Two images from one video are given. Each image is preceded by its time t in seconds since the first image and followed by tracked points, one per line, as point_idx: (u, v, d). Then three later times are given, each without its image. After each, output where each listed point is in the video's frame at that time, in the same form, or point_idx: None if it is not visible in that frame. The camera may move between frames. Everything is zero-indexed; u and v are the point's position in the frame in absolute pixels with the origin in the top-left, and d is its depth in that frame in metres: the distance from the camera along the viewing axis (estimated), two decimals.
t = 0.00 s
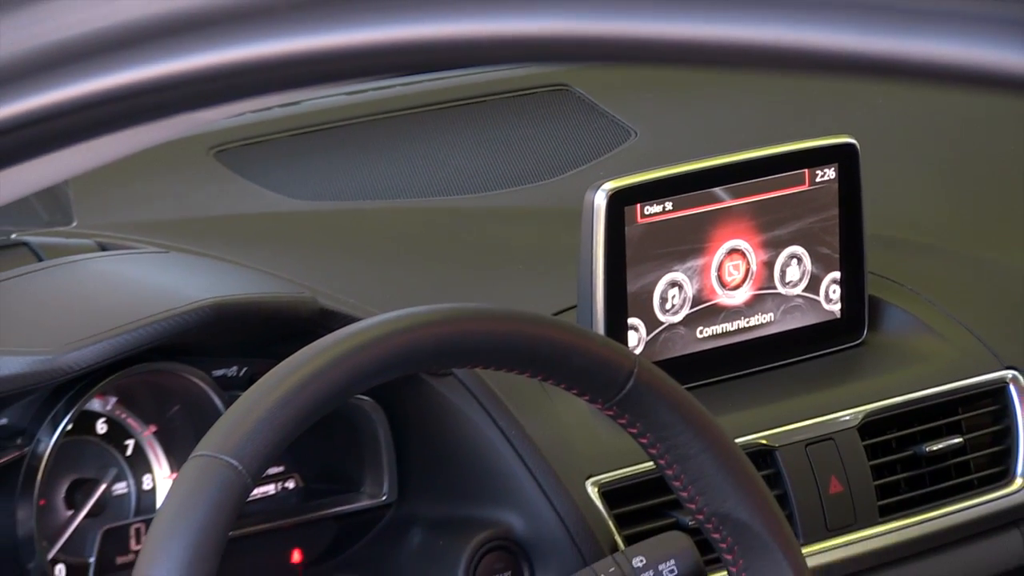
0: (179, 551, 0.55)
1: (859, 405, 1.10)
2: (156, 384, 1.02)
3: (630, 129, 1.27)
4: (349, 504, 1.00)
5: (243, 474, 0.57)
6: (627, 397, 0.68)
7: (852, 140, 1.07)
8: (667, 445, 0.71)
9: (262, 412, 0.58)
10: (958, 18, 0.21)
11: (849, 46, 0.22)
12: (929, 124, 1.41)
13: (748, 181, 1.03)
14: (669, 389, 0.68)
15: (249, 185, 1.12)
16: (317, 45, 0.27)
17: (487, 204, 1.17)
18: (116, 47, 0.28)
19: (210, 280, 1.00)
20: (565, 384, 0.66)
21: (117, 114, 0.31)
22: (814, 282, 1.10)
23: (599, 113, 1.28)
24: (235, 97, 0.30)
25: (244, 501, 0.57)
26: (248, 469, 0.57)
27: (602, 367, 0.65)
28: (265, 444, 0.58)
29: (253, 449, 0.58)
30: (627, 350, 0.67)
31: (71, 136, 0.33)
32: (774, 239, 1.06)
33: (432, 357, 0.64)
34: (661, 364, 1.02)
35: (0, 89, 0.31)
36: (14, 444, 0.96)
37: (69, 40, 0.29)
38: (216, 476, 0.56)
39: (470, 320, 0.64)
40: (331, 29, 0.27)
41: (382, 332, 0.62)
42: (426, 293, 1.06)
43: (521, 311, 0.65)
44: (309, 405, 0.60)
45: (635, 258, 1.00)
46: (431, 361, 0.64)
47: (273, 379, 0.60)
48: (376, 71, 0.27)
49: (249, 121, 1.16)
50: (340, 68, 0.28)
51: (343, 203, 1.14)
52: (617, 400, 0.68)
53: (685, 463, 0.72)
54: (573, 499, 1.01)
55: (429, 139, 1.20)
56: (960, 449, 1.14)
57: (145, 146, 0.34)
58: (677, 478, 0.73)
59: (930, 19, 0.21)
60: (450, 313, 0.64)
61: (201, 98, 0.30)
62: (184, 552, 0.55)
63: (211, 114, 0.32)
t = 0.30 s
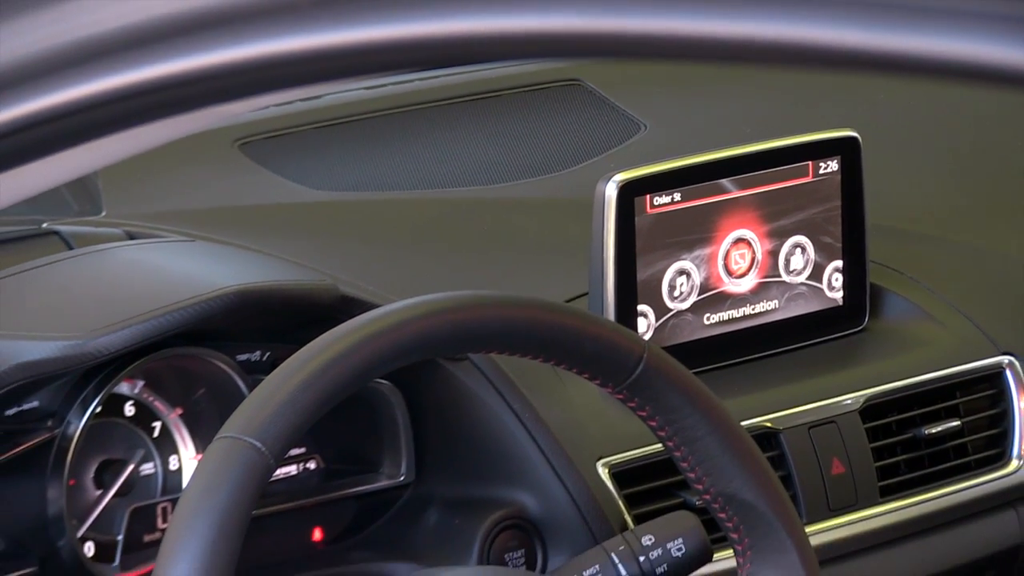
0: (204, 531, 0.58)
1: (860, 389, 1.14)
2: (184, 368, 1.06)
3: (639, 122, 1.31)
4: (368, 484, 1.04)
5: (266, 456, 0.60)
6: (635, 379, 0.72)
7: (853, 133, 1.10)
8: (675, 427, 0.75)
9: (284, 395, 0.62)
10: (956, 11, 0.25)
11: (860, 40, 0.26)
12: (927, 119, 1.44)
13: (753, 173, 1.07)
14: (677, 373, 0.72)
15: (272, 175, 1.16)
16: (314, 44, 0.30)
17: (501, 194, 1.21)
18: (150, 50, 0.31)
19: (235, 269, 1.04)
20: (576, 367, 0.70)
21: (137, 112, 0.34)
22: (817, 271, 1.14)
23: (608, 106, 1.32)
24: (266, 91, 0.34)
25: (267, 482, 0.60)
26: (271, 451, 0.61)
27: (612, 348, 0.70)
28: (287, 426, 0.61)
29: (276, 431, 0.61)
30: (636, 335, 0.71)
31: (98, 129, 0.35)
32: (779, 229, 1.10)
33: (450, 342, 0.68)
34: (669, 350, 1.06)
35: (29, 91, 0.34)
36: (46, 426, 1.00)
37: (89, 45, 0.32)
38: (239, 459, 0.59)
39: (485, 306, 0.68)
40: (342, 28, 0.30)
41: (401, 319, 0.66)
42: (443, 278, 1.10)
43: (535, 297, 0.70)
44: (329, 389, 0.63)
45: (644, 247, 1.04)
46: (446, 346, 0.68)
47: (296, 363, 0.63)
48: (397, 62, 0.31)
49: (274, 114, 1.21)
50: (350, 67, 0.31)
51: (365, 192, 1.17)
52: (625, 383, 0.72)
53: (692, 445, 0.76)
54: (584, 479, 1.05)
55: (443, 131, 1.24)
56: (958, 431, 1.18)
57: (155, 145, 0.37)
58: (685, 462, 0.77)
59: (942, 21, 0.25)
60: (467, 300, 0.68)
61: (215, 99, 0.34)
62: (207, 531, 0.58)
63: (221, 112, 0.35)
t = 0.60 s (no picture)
0: (227, 510, 0.60)
1: (862, 374, 1.17)
2: (209, 353, 1.10)
3: (649, 116, 1.35)
4: (384, 465, 1.08)
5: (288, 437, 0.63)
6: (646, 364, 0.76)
7: (855, 126, 1.14)
8: (684, 410, 0.78)
9: (306, 378, 0.64)
10: (953, 11, 0.31)
11: (860, 35, 0.31)
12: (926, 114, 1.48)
13: (758, 165, 1.10)
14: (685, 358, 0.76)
15: (295, 167, 1.20)
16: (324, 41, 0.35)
17: (512, 184, 1.25)
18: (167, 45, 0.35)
19: (257, 256, 1.08)
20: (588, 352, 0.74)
21: (145, 106, 0.38)
22: (820, 259, 1.18)
23: (619, 100, 1.36)
24: (296, 81, 0.37)
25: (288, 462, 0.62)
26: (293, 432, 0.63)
27: (624, 337, 0.74)
28: (308, 408, 0.64)
29: (297, 413, 0.63)
30: (646, 322, 0.74)
31: (104, 126, 0.38)
32: (783, 219, 1.14)
33: (465, 328, 0.71)
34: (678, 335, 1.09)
35: (48, 86, 0.37)
36: (75, 408, 1.04)
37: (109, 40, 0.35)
38: (262, 440, 0.62)
39: (502, 293, 0.71)
40: (359, 24, 0.34)
41: (420, 304, 0.69)
42: (458, 266, 1.14)
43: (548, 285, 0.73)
44: (349, 371, 0.66)
45: (653, 236, 1.07)
46: (460, 331, 0.71)
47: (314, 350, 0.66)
48: (421, 55, 0.35)
49: (294, 108, 1.25)
50: (358, 60, 0.36)
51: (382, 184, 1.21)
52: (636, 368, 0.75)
53: (700, 427, 0.79)
54: (594, 460, 1.09)
55: (459, 124, 1.28)
56: (956, 415, 1.22)
57: (165, 136, 0.40)
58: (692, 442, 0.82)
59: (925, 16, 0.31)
60: (482, 287, 0.71)
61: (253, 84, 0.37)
62: (231, 510, 0.60)
63: (246, 102, 0.39)
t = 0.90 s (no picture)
0: (251, 484, 0.64)
1: (863, 357, 1.21)
2: (232, 336, 1.14)
3: (658, 107, 1.39)
4: (403, 445, 1.12)
5: (308, 417, 0.66)
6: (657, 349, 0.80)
7: (858, 118, 1.18)
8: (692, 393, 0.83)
9: (327, 359, 0.68)
10: (943, 6, 0.34)
11: (863, 30, 0.36)
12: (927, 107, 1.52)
13: (764, 155, 1.14)
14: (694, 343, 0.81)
15: (316, 156, 1.24)
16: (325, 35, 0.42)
17: (522, 173, 1.28)
18: (159, 47, 0.42)
19: (278, 242, 1.12)
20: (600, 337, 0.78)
21: (153, 101, 0.45)
22: (823, 246, 1.22)
23: (628, 93, 1.40)
24: (293, 77, 0.45)
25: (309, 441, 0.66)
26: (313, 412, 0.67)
27: (632, 321, 0.78)
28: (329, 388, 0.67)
29: (317, 394, 0.67)
30: (657, 308, 0.79)
31: (117, 121, 0.46)
32: (787, 207, 1.18)
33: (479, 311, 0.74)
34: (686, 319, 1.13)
35: (68, 82, 0.43)
36: (103, 389, 1.09)
37: (122, 38, 0.42)
38: (284, 418, 0.65)
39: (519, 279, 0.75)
40: (355, 21, 0.42)
41: (437, 288, 0.72)
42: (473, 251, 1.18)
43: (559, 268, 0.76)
44: (368, 353, 0.69)
45: (662, 223, 1.11)
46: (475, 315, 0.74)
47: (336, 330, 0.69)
48: (425, 49, 0.42)
49: (314, 100, 1.28)
50: (338, 58, 0.43)
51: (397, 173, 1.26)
52: (647, 352, 0.80)
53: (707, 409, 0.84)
54: (605, 439, 1.12)
55: (472, 115, 1.32)
56: (955, 396, 1.25)
57: (174, 131, 0.47)
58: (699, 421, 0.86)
59: (922, 9, 0.35)
60: (494, 273, 0.74)
61: (250, 79, 0.45)
62: (255, 484, 0.64)
63: (259, 93, 0.46)
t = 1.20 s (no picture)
0: (274, 463, 0.69)
1: (865, 341, 1.27)
2: (256, 319, 1.18)
3: (666, 99, 1.44)
4: (420, 425, 1.16)
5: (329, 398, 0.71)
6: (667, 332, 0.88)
7: (860, 110, 1.23)
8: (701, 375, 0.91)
9: (349, 341, 0.73)
10: None
11: (868, 24, 0.39)
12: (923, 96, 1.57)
13: (769, 146, 1.19)
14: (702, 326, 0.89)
15: (337, 147, 1.29)
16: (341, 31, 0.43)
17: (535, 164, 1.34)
18: (169, 45, 0.43)
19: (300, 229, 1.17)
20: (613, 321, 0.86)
21: (161, 98, 0.45)
22: (826, 234, 1.27)
23: (638, 87, 1.45)
24: (298, 73, 0.46)
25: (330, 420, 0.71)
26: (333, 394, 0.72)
27: (645, 306, 0.86)
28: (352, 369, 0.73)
29: (339, 375, 0.72)
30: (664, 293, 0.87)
31: (127, 117, 0.46)
32: (792, 196, 1.23)
33: (492, 297, 0.81)
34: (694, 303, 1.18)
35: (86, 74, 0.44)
36: (130, 370, 1.14)
37: (143, 35, 0.43)
38: (307, 400, 0.70)
39: (533, 265, 0.82)
40: (382, 12, 0.43)
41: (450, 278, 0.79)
42: (489, 236, 1.23)
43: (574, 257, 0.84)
44: (388, 336, 0.75)
45: (671, 211, 1.16)
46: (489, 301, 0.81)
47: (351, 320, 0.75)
48: (448, 42, 0.44)
49: (337, 92, 1.34)
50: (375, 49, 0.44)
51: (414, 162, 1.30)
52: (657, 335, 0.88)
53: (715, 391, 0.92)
54: (615, 421, 1.16)
55: (486, 108, 1.36)
56: (954, 379, 1.31)
57: (178, 129, 0.48)
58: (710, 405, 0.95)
59: (924, 5, 0.39)
60: (513, 260, 0.82)
61: (257, 76, 0.45)
62: (281, 461, 0.69)
63: (284, 85, 0.47)
